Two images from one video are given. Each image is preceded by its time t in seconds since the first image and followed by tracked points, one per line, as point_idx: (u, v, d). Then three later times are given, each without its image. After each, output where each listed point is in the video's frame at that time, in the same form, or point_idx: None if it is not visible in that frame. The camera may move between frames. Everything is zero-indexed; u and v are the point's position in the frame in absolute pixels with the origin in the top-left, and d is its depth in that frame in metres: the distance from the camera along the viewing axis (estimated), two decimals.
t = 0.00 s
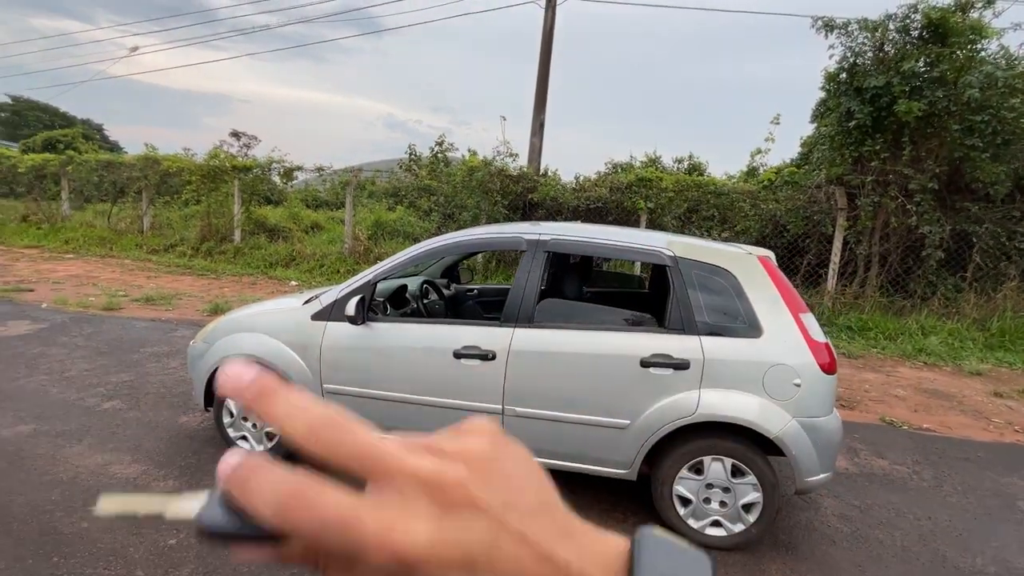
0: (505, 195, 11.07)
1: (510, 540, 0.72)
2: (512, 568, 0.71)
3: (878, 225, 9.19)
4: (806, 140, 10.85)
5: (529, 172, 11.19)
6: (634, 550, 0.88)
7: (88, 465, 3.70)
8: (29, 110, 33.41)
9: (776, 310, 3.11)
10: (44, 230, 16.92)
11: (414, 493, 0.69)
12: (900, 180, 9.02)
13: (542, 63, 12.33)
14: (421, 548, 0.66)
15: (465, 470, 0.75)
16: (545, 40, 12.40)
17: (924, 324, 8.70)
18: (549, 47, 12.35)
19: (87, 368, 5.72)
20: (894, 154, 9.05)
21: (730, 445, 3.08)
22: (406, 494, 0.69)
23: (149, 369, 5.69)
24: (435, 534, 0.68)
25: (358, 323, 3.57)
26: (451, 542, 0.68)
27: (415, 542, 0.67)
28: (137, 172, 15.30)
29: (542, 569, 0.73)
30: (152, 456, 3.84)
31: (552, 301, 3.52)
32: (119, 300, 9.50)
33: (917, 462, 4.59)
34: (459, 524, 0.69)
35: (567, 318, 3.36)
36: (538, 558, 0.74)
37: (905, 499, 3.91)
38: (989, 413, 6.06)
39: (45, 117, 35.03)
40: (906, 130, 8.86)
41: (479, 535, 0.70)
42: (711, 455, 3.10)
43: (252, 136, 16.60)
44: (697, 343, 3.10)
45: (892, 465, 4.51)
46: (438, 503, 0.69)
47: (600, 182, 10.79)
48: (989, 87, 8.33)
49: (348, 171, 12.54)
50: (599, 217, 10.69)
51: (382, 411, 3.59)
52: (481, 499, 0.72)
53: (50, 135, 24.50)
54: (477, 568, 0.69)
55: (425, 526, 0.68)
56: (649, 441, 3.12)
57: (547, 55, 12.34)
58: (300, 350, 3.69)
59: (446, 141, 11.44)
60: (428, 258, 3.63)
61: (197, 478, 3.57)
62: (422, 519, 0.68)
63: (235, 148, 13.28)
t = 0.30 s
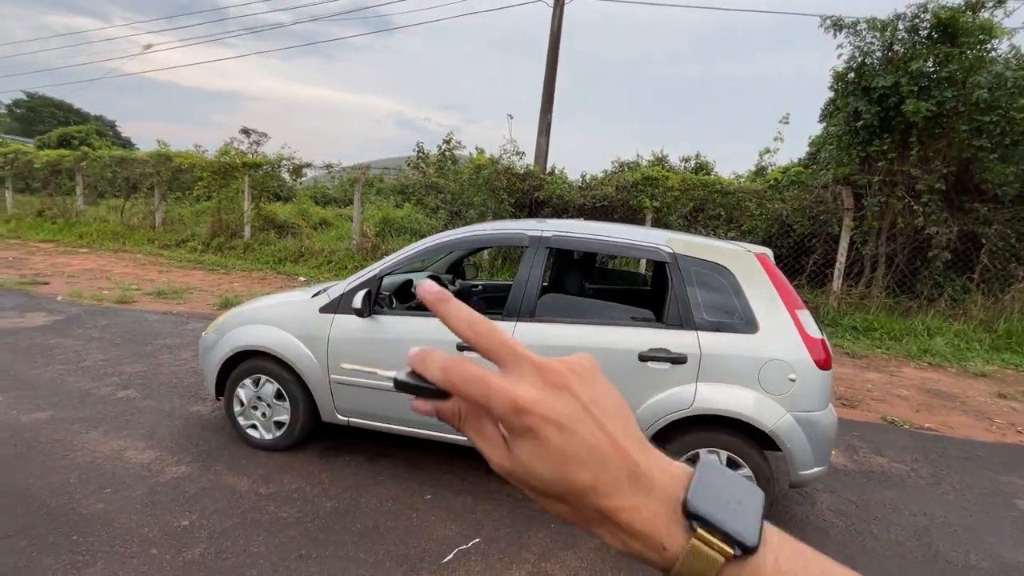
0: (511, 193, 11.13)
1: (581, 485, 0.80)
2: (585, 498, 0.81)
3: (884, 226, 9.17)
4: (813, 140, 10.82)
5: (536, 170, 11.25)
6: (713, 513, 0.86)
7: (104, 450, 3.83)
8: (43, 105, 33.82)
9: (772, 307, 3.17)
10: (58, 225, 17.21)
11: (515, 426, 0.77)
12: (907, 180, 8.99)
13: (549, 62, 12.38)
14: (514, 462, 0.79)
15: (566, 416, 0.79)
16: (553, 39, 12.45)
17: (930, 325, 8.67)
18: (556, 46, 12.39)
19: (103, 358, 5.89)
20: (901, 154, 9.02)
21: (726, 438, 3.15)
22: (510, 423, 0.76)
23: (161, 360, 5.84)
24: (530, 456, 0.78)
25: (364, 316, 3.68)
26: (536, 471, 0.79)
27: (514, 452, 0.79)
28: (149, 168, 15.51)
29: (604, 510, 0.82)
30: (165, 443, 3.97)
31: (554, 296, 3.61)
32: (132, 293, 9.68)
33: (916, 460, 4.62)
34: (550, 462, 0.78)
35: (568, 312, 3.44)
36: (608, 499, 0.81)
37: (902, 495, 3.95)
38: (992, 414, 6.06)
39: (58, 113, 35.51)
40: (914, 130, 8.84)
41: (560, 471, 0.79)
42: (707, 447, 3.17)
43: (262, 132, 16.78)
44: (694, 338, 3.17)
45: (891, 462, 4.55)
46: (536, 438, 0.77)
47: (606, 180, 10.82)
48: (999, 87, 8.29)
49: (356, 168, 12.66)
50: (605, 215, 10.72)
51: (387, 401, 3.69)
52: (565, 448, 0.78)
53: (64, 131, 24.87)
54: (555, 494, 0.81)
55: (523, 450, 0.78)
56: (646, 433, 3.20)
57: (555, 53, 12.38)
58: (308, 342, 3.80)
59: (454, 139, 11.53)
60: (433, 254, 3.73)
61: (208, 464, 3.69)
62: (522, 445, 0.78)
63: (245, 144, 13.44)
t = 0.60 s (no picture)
0: (516, 191, 11.20)
1: (856, 291, 0.61)
2: (843, 313, 0.62)
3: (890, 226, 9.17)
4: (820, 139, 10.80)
5: (541, 168, 11.32)
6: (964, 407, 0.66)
7: (117, 437, 3.96)
8: (55, 101, 34.17)
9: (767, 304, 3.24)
10: (71, 220, 17.49)
11: (839, 175, 0.59)
12: (913, 180, 8.97)
13: (556, 61, 12.45)
14: (800, 217, 0.58)
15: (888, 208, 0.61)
16: (560, 37, 12.50)
17: (934, 326, 8.65)
18: (563, 45, 12.44)
19: (115, 349, 6.04)
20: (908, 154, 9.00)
21: (720, 431, 3.22)
22: (836, 170, 0.59)
23: (172, 352, 5.98)
24: (825, 224, 0.59)
25: (369, 309, 3.78)
26: (824, 243, 0.59)
27: (808, 206, 0.59)
28: (160, 165, 15.74)
29: (856, 337, 0.63)
30: (176, 431, 4.09)
31: (554, 291, 3.68)
32: (143, 288, 9.87)
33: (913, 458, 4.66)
34: (855, 233, 0.59)
35: (568, 306, 3.52)
36: (863, 329, 0.63)
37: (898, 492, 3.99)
38: (993, 414, 6.08)
39: (72, 109, 36.08)
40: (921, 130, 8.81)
41: (849, 259, 0.60)
42: (702, 440, 3.24)
43: (272, 130, 16.97)
44: (690, 333, 3.24)
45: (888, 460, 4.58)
46: (854, 200, 0.59)
47: (611, 179, 10.86)
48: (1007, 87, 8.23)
49: (363, 166, 12.79)
50: (609, 213, 10.77)
51: (390, 392, 3.79)
52: (871, 236, 0.60)
53: (79, 128, 25.27)
54: (820, 286, 0.61)
55: (826, 208, 0.59)
56: (642, 425, 3.28)
57: (562, 52, 12.43)
58: (314, 334, 3.91)
59: (460, 137, 11.60)
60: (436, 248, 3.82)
61: (217, 451, 3.80)
62: (827, 203, 0.59)
63: (255, 142, 13.60)
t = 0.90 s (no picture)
0: (522, 191, 11.24)
1: (636, 442, 0.79)
2: (619, 455, 0.79)
3: (897, 228, 9.10)
4: (828, 140, 10.74)
5: (547, 169, 11.34)
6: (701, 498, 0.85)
7: (125, 429, 4.06)
8: (70, 100, 34.58)
9: (762, 303, 3.25)
10: (84, 218, 17.76)
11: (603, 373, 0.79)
12: (921, 181, 8.87)
13: (562, 62, 12.48)
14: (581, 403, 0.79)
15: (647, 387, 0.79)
16: (566, 38, 12.53)
17: (941, 329, 8.57)
18: (569, 45, 12.47)
19: (125, 345, 6.16)
20: (915, 155, 8.93)
21: (715, 430, 3.24)
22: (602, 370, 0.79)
23: (180, 348, 6.09)
24: (596, 400, 0.79)
25: (369, 306, 3.84)
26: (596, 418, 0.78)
27: (587, 390, 0.79)
28: (171, 164, 15.96)
29: (639, 469, 0.79)
30: (181, 424, 4.18)
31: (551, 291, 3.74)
32: (153, 285, 10.02)
33: (913, 460, 4.65)
34: (616, 405, 0.78)
35: (565, 305, 3.55)
36: (642, 461, 0.79)
37: (894, 493, 3.99)
38: (997, 417, 6.03)
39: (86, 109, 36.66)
40: (928, 132, 8.75)
41: (621, 423, 0.78)
42: (696, 438, 3.26)
43: (281, 130, 17.14)
44: (686, 332, 3.26)
45: (887, 461, 4.58)
46: (613, 386, 0.79)
47: (616, 179, 10.86)
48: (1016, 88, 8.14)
49: (370, 166, 12.88)
50: (614, 214, 10.78)
51: (390, 388, 3.85)
52: (638, 406, 0.78)
53: (93, 128, 25.68)
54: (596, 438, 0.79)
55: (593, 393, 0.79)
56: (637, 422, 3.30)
57: (568, 53, 12.46)
58: (316, 330, 3.98)
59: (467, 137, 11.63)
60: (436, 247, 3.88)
61: (221, 445, 3.88)
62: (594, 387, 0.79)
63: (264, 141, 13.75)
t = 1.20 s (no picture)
0: (528, 195, 11.26)
1: (626, 369, 0.83)
2: (609, 385, 0.82)
3: (908, 234, 8.93)
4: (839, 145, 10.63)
5: (554, 173, 11.35)
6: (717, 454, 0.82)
7: (129, 428, 4.13)
8: (92, 105, 35.26)
9: (759, 309, 3.23)
10: (101, 221, 18.11)
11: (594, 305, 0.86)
12: (933, 186, 8.70)
13: (570, 67, 12.51)
14: (573, 333, 0.85)
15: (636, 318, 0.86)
16: (575, 43, 12.56)
17: (954, 336, 8.42)
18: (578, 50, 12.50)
19: (133, 345, 6.27)
20: (926, 159, 8.79)
21: (711, 435, 3.22)
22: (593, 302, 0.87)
23: (187, 348, 6.19)
24: (586, 328, 0.85)
25: (368, 309, 3.88)
26: (587, 345, 0.84)
27: (579, 322, 0.86)
28: (185, 168, 16.22)
29: (631, 400, 0.82)
30: (184, 423, 4.25)
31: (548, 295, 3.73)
32: (165, 286, 10.19)
33: (918, 469, 4.57)
34: (605, 333, 0.84)
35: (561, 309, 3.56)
36: (632, 391, 0.82)
37: (897, 502, 3.93)
38: (1009, 427, 5.91)
39: (105, 114, 37.50)
40: (940, 136, 8.63)
41: (609, 349, 0.84)
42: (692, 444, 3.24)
43: (293, 135, 17.37)
44: (681, 337, 3.25)
45: (892, 470, 4.51)
46: (603, 316, 0.85)
47: (624, 183, 10.82)
48: None
49: (379, 170, 12.98)
50: (621, 218, 10.75)
51: (388, 391, 3.88)
52: (623, 334, 0.85)
53: (112, 132, 26.24)
54: (588, 367, 0.83)
55: (585, 323, 0.85)
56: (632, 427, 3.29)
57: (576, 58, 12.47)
58: (316, 332, 4.03)
59: (476, 141, 11.67)
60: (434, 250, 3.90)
61: (222, 445, 3.94)
62: (587, 318, 0.86)
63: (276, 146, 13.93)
